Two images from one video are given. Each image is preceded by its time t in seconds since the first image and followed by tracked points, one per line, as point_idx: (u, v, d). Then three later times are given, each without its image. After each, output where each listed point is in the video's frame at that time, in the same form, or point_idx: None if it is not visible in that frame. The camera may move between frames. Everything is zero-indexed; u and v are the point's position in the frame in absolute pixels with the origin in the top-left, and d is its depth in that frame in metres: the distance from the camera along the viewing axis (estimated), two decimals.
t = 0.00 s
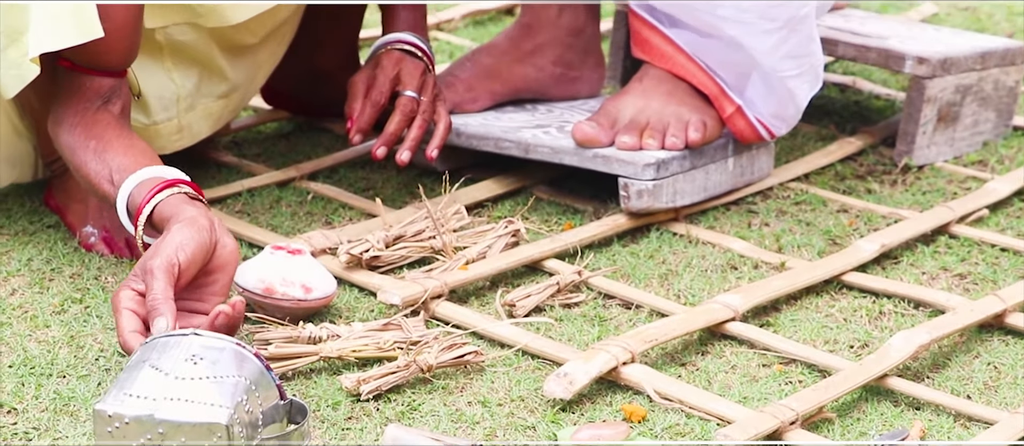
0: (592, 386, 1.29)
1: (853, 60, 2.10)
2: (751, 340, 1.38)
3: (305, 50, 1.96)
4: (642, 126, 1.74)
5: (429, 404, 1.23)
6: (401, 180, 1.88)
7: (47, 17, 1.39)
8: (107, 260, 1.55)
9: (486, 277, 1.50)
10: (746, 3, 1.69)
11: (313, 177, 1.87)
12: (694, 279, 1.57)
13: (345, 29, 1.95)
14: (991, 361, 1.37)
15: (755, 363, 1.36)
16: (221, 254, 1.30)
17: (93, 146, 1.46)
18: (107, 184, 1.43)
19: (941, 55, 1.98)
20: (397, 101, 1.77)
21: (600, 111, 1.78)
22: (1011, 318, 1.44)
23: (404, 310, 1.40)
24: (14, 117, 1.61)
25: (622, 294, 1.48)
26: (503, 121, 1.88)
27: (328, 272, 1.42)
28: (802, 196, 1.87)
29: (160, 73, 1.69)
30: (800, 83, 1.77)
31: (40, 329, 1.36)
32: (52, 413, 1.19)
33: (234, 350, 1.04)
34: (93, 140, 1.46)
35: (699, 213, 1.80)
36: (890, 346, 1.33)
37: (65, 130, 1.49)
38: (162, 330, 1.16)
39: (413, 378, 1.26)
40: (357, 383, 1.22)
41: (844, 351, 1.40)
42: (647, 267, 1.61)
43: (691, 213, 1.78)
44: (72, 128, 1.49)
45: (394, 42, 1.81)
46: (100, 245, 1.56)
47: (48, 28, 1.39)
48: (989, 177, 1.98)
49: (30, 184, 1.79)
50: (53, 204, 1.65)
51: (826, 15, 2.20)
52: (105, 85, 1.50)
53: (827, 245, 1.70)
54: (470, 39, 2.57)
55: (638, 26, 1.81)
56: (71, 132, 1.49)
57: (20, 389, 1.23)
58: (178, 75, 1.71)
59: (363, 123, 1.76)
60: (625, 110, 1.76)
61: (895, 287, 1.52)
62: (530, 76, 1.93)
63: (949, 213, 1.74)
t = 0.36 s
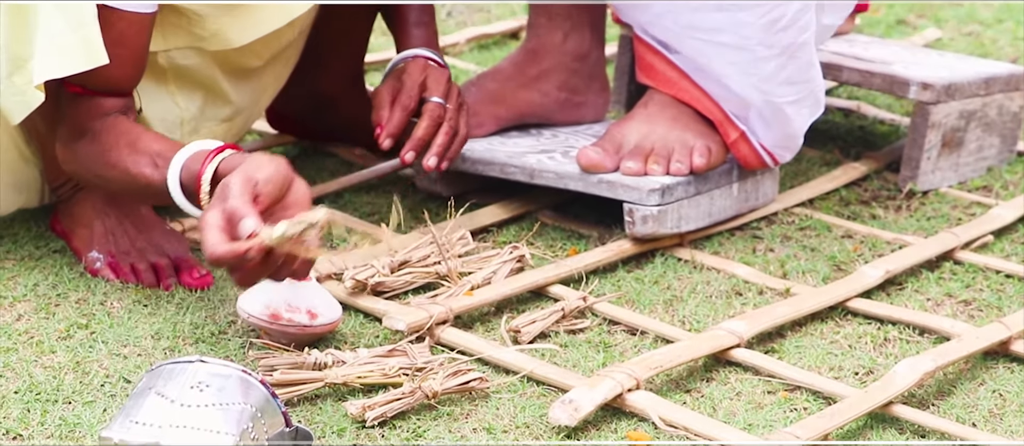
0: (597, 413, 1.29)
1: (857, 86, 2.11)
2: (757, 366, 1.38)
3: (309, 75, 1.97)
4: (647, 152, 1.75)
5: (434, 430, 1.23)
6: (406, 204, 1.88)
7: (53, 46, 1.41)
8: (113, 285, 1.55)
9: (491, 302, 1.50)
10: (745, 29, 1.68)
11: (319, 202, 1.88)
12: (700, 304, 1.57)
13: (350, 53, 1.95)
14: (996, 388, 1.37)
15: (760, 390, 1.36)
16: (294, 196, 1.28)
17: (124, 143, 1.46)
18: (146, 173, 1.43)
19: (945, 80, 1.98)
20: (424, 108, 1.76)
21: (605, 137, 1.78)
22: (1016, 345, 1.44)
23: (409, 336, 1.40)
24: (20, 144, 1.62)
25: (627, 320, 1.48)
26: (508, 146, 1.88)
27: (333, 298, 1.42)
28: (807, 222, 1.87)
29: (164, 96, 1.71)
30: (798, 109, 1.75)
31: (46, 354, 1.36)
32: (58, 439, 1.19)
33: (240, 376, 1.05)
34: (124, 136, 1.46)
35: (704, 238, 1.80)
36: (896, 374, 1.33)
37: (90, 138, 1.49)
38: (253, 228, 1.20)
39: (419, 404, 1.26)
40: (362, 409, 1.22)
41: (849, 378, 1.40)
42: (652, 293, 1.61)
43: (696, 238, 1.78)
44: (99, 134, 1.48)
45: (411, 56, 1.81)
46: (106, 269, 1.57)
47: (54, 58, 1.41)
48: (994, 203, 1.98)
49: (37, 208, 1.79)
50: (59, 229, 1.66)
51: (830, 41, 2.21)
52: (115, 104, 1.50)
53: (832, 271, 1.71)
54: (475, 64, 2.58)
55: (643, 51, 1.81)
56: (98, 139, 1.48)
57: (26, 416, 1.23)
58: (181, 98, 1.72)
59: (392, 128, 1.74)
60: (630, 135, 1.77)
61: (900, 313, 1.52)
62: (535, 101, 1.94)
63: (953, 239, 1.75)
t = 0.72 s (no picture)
0: (598, 431, 1.29)
1: (858, 103, 2.12)
2: (757, 384, 1.38)
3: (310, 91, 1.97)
4: (648, 170, 1.75)
5: None
6: (407, 221, 1.89)
7: (64, 68, 1.44)
8: (115, 302, 1.55)
9: (491, 320, 1.50)
10: (745, 48, 1.69)
11: (320, 218, 1.88)
12: (700, 322, 1.58)
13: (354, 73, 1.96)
14: (996, 407, 1.37)
15: (761, 408, 1.36)
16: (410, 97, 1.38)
17: (159, 130, 1.51)
18: (190, 156, 1.48)
19: (946, 98, 1.99)
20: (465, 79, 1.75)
21: (605, 155, 1.79)
22: (1017, 363, 1.44)
23: (410, 354, 1.40)
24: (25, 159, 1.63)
25: (628, 337, 1.49)
26: (509, 163, 1.88)
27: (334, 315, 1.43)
28: (807, 239, 1.87)
29: (170, 112, 1.72)
30: (797, 127, 1.75)
31: (47, 371, 1.36)
32: None
33: (241, 394, 1.06)
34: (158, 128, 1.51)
35: (704, 255, 1.80)
36: (896, 392, 1.33)
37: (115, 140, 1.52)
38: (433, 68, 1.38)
39: (419, 422, 1.27)
40: (363, 427, 1.22)
41: (849, 396, 1.40)
42: (653, 311, 1.61)
43: (696, 255, 1.79)
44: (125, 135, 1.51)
45: (438, 32, 1.79)
46: (107, 286, 1.57)
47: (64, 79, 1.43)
48: (994, 221, 1.98)
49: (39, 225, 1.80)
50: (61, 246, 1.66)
51: (830, 59, 2.22)
52: (122, 115, 1.52)
53: (832, 289, 1.71)
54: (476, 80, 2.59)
55: (644, 69, 1.82)
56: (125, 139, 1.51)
57: (26, 434, 1.23)
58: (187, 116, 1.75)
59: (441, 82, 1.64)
60: (631, 154, 1.77)
61: (901, 332, 1.52)
62: (536, 118, 1.93)
63: (954, 258, 1.75)
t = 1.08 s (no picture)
0: None
1: (857, 121, 2.12)
2: (757, 404, 1.38)
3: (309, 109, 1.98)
4: (648, 188, 1.75)
5: None
6: (407, 239, 1.89)
7: (95, 104, 1.42)
8: (115, 321, 1.55)
9: (491, 339, 1.50)
10: (745, 66, 1.70)
11: (320, 236, 1.88)
12: (700, 341, 1.58)
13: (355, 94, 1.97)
14: (996, 426, 1.37)
15: (760, 428, 1.36)
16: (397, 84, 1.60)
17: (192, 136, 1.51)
18: (236, 150, 1.50)
19: (945, 117, 1.99)
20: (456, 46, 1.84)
21: (605, 173, 1.79)
22: (1017, 383, 1.44)
23: (410, 373, 1.41)
24: (33, 177, 1.63)
25: (629, 356, 1.49)
26: (509, 181, 1.89)
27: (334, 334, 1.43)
28: (807, 257, 1.87)
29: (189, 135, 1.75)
30: (797, 145, 1.76)
31: (47, 391, 1.36)
32: None
33: (241, 415, 1.07)
34: (192, 132, 1.51)
35: (705, 273, 1.80)
36: (896, 412, 1.33)
37: (150, 148, 1.49)
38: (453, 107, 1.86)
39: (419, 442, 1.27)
40: None
41: (849, 416, 1.40)
42: (653, 329, 1.61)
43: (696, 274, 1.79)
44: (160, 142, 1.49)
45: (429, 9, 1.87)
46: (108, 305, 1.57)
47: (94, 114, 1.42)
48: (994, 239, 1.99)
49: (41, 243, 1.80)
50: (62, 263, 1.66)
51: (830, 78, 2.23)
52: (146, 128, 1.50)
53: (832, 308, 1.71)
54: (477, 97, 2.60)
55: (644, 87, 1.82)
56: (160, 145, 1.49)
57: None
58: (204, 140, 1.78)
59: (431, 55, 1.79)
60: (631, 172, 1.77)
61: (901, 351, 1.52)
62: (537, 136, 1.94)
63: (954, 276, 1.75)
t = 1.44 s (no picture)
0: None
1: (858, 142, 2.13)
2: (757, 426, 1.38)
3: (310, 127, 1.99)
4: (648, 209, 1.76)
5: None
6: (407, 259, 1.90)
7: (156, 153, 1.49)
8: (116, 341, 1.56)
9: (491, 360, 1.50)
10: (744, 88, 1.70)
11: (320, 256, 1.89)
12: (700, 362, 1.58)
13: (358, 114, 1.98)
14: None
15: None
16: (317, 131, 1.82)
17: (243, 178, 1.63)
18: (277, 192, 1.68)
19: (945, 138, 2.00)
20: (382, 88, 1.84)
21: (605, 194, 1.80)
22: (1016, 405, 1.44)
23: (410, 393, 1.41)
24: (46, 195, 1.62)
25: (628, 378, 1.49)
26: (509, 202, 1.89)
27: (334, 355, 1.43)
28: (807, 279, 1.88)
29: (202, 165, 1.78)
30: (797, 168, 1.75)
31: (46, 411, 1.37)
32: None
33: (241, 435, 1.10)
34: (240, 170, 1.63)
35: (705, 294, 1.80)
36: (895, 434, 1.33)
37: (218, 189, 1.59)
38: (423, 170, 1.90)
39: None
40: None
41: (849, 438, 1.40)
42: (652, 351, 1.61)
43: (696, 295, 1.79)
44: (222, 182, 1.60)
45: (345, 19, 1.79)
46: (111, 325, 1.58)
47: (155, 163, 1.48)
48: (994, 261, 1.99)
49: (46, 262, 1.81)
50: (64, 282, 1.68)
51: (830, 99, 2.23)
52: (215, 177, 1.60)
53: (832, 329, 1.71)
54: (478, 117, 2.60)
55: (644, 108, 1.82)
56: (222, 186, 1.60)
57: None
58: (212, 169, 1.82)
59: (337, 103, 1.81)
60: (631, 193, 1.78)
61: (901, 373, 1.52)
62: (537, 157, 1.95)
63: (954, 298, 1.75)
